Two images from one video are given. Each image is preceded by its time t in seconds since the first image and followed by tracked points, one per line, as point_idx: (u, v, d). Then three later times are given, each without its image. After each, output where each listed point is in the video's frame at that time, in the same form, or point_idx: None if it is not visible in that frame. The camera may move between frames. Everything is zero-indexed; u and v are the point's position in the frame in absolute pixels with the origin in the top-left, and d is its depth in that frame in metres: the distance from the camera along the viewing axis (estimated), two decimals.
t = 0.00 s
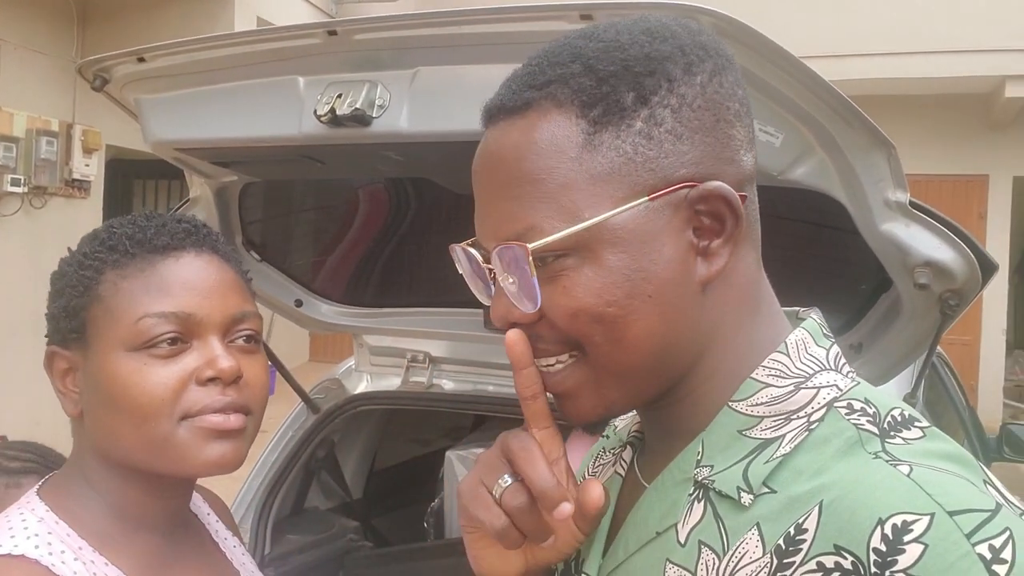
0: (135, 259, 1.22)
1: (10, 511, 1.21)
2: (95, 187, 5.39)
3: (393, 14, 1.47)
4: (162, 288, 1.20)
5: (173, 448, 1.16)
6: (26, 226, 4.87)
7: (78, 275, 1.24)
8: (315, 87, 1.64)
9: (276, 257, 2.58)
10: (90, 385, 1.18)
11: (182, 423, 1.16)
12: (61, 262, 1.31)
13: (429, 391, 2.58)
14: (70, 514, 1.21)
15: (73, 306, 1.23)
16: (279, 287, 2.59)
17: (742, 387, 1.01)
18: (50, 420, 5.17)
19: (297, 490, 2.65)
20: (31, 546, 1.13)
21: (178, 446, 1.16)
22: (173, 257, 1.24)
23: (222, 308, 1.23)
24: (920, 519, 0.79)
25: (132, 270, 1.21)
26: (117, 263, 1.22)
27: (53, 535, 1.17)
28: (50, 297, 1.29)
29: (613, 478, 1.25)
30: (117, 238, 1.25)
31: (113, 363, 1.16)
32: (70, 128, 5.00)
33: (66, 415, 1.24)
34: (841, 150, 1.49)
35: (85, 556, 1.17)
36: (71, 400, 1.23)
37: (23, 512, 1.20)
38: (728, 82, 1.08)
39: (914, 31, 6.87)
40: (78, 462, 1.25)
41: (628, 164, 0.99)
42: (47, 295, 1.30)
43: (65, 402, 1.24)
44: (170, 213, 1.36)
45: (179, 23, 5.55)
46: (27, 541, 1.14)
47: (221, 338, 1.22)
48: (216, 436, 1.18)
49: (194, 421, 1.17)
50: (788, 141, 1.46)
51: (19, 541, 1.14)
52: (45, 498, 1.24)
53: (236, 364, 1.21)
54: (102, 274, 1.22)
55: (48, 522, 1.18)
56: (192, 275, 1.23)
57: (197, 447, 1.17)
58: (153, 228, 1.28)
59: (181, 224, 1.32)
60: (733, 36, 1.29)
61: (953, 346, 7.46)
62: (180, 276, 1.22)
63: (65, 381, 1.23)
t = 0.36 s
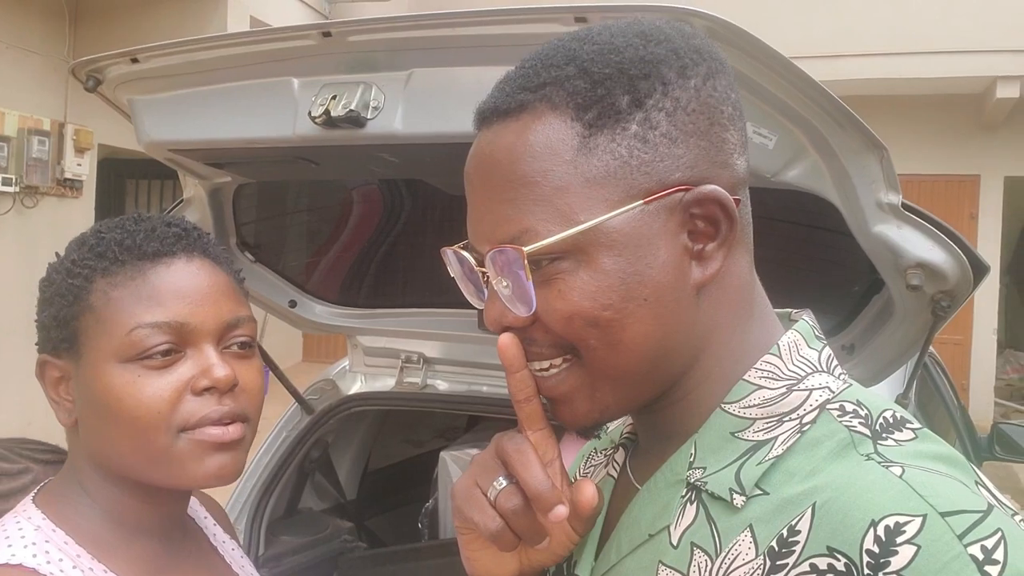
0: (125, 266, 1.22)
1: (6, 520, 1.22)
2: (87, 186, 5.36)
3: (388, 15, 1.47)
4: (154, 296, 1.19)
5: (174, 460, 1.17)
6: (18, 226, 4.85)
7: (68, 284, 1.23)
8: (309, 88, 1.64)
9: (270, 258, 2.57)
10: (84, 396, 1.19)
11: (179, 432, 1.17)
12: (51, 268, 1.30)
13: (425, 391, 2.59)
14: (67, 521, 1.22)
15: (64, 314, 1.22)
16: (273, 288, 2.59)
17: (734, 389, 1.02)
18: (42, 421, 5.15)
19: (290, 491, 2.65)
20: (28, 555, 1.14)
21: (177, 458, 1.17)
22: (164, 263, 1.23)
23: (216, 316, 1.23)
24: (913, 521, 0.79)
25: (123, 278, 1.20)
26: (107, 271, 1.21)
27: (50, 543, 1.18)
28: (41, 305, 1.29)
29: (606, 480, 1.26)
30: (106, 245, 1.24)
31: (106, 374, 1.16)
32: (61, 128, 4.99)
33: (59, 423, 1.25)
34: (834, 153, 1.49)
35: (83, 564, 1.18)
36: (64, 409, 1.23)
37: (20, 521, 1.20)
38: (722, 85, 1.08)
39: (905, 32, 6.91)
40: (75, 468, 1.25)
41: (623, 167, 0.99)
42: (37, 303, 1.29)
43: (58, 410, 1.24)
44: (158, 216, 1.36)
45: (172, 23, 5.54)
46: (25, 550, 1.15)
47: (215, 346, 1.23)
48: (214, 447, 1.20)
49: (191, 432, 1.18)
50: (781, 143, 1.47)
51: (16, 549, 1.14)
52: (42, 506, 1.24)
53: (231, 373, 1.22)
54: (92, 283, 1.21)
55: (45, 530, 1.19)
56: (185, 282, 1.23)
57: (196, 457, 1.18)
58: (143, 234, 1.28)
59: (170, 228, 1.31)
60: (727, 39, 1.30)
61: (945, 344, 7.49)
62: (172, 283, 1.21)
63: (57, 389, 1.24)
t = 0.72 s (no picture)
0: (128, 265, 1.22)
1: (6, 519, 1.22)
2: (83, 185, 5.36)
3: (387, 13, 1.47)
4: (156, 296, 1.20)
5: (174, 459, 1.17)
6: (14, 224, 4.84)
7: (70, 283, 1.24)
8: (309, 86, 1.64)
9: (268, 256, 2.58)
10: (86, 394, 1.19)
11: (180, 432, 1.17)
12: (53, 265, 1.30)
13: (422, 389, 2.59)
14: (66, 518, 1.22)
15: (67, 312, 1.23)
16: (269, 285, 2.59)
17: (732, 385, 1.02)
18: (39, 420, 5.15)
19: (287, 489, 2.65)
20: (25, 554, 1.15)
21: (177, 458, 1.18)
22: (167, 262, 1.23)
23: (218, 315, 1.23)
24: (910, 517, 0.80)
25: (125, 276, 1.21)
26: (109, 269, 1.22)
27: (47, 542, 1.18)
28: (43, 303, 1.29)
29: (602, 477, 1.26)
30: (108, 242, 1.25)
31: (109, 374, 1.16)
32: (58, 126, 4.99)
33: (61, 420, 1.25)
34: (831, 151, 1.50)
35: (80, 563, 1.19)
36: (66, 407, 1.24)
37: (19, 518, 1.21)
38: (719, 82, 1.09)
39: (901, 32, 6.93)
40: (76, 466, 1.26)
41: (621, 164, 1.00)
42: (39, 301, 1.30)
43: (60, 408, 1.24)
44: (162, 214, 1.36)
45: (169, 21, 5.54)
46: (22, 549, 1.15)
47: (218, 346, 1.23)
48: (215, 446, 1.20)
49: (193, 432, 1.18)
50: (779, 141, 1.48)
51: (14, 549, 1.15)
52: (41, 505, 1.25)
53: (234, 372, 1.22)
54: (95, 282, 1.21)
55: (42, 529, 1.20)
56: (189, 281, 1.23)
57: (196, 457, 1.19)
58: (146, 232, 1.28)
59: (173, 227, 1.31)
60: (726, 38, 1.30)
61: (940, 344, 7.52)
62: (175, 282, 1.22)
63: (60, 387, 1.24)
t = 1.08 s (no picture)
0: (124, 266, 1.22)
1: None
2: (79, 184, 5.35)
3: (384, 13, 1.47)
4: (153, 296, 1.19)
5: (169, 461, 1.17)
6: (9, 224, 4.83)
7: (66, 283, 1.23)
8: (305, 85, 1.64)
9: (264, 256, 2.57)
10: (81, 395, 1.19)
11: (175, 434, 1.17)
12: (49, 265, 1.30)
13: (418, 389, 2.60)
14: (60, 519, 1.22)
15: (62, 313, 1.22)
16: (265, 284, 2.58)
17: (728, 387, 1.02)
18: (35, 420, 5.14)
19: (284, 489, 2.64)
20: (18, 555, 1.14)
21: (172, 459, 1.17)
22: (164, 263, 1.23)
23: (215, 317, 1.23)
24: (907, 519, 0.80)
25: (122, 277, 1.20)
26: (105, 269, 1.21)
27: (41, 543, 1.18)
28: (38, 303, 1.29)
29: (599, 478, 1.26)
30: (104, 242, 1.25)
31: (104, 376, 1.16)
32: (53, 125, 4.97)
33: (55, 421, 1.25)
34: (828, 152, 1.50)
35: (74, 565, 1.18)
36: (61, 408, 1.23)
37: (11, 519, 1.20)
38: (716, 83, 1.09)
39: (897, 33, 6.94)
40: (70, 468, 1.26)
41: (617, 164, 1.00)
42: (34, 301, 1.29)
43: (55, 409, 1.24)
44: (158, 214, 1.36)
45: (166, 20, 5.53)
46: (15, 550, 1.14)
47: (214, 348, 1.23)
48: (211, 449, 1.20)
49: (189, 434, 1.18)
50: (775, 142, 1.48)
51: (7, 549, 1.14)
52: (35, 506, 1.24)
53: (230, 374, 1.22)
54: (90, 282, 1.21)
55: (36, 530, 1.19)
56: (186, 282, 1.23)
57: (191, 459, 1.18)
58: (143, 232, 1.28)
59: (170, 228, 1.31)
60: (724, 39, 1.31)
61: (936, 344, 7.53)
62: (171, 283, 1.21)
63: (54, 388, 1.24)
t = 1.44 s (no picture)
0: (119, 266, 1.22)
1: None
2: (75, 184, 5.34)
3: (381, 15, 1.47)
4: (147, 297, 1.20)
5: (165, 461, 1.17)
6: (6, 224, 4.83)
7: (60, 284, 1.24)
8: (302, 87, 1.65)
9: (261, 257, 2.58)
10: (75, 395, 1.19)
11: (171, 433, 1.17)
12: (42, 265, 1.30)
13: (416, 389, 2.60)
14: (55, 519, 1.23)
15: (56, 314, 1.23)
16: (262, 284, 2.58)
17: (731, 387, 1.03)
18: (32, 421, 5.14)
19: (282, 489, 2.64)
20: (15, 555, 1.15)
21: (167, 459, 1.17)
22: (158, 264, 1.24)
23: (209, 317, 1.24)
24: (910, 519, 0.80)
25: (116, 277, 1.21)
26: (100, 270, 1.22)
27: (38, 543, 1.19)
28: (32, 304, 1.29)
29: (603, 477, 1.26)
30: (97, 242, 1.25)
31: (99, 375, 1.17)
32: (50, 125, 4.97)
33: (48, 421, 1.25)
34: (823, 153, 1.51)
35: (71, 565, 1.19)
36: (55, 408, 1.24)
37: (8, 519, 1.22)
38: (703, 83, 1.09)
39: (893, 34, 6.96)
40: (63, 469, 1.26)
41: (604, 164, 1.01)
42: (28, 302, 1.30)
43: (48, 409, 1.24)
44: (152, 214, 1.36)
45: (163, 20, 5.53)
46: (12, 550, 1.16)
47: (208, 347, 1.23)
48: (207, 448, 1.20)
49: (184, 433, 1.18)
50: (769, 144, 1.49)
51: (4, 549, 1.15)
52: (30, 506, 1.25)
53: (224, 374, 1.22)
54: (84, 282, 1.21)
55: (33, 530, 1.20)
56: (180, 282, 1.23)
57: (187, 458, 1.18)
58: (137, 233, 1.28)
59: (164, 228, 1.32)
60: (719, 41, 1.31)
61: (932, 344, 7.57)
62: (166, 284, 1.22)
63: (48, 389, 1.24)
